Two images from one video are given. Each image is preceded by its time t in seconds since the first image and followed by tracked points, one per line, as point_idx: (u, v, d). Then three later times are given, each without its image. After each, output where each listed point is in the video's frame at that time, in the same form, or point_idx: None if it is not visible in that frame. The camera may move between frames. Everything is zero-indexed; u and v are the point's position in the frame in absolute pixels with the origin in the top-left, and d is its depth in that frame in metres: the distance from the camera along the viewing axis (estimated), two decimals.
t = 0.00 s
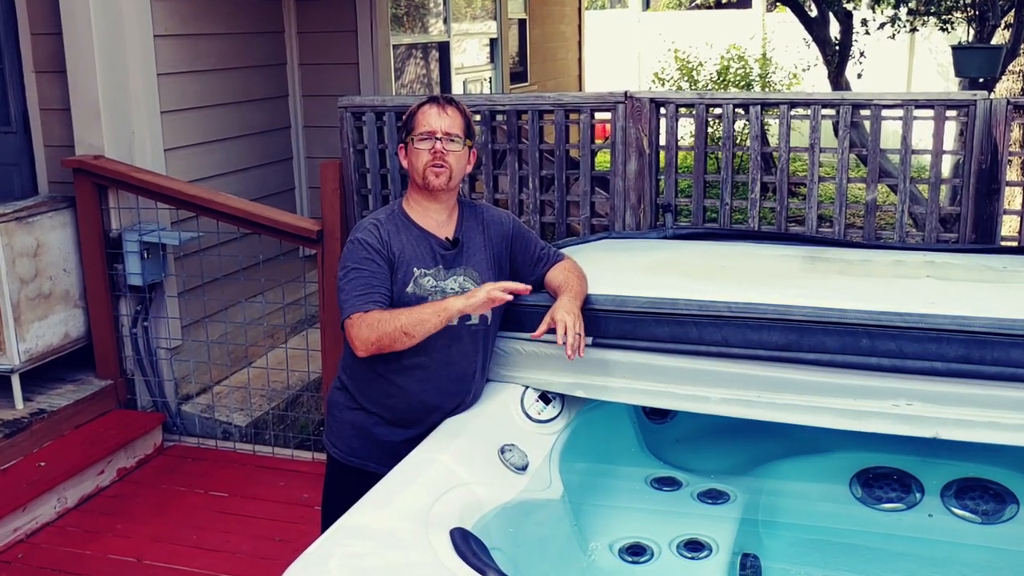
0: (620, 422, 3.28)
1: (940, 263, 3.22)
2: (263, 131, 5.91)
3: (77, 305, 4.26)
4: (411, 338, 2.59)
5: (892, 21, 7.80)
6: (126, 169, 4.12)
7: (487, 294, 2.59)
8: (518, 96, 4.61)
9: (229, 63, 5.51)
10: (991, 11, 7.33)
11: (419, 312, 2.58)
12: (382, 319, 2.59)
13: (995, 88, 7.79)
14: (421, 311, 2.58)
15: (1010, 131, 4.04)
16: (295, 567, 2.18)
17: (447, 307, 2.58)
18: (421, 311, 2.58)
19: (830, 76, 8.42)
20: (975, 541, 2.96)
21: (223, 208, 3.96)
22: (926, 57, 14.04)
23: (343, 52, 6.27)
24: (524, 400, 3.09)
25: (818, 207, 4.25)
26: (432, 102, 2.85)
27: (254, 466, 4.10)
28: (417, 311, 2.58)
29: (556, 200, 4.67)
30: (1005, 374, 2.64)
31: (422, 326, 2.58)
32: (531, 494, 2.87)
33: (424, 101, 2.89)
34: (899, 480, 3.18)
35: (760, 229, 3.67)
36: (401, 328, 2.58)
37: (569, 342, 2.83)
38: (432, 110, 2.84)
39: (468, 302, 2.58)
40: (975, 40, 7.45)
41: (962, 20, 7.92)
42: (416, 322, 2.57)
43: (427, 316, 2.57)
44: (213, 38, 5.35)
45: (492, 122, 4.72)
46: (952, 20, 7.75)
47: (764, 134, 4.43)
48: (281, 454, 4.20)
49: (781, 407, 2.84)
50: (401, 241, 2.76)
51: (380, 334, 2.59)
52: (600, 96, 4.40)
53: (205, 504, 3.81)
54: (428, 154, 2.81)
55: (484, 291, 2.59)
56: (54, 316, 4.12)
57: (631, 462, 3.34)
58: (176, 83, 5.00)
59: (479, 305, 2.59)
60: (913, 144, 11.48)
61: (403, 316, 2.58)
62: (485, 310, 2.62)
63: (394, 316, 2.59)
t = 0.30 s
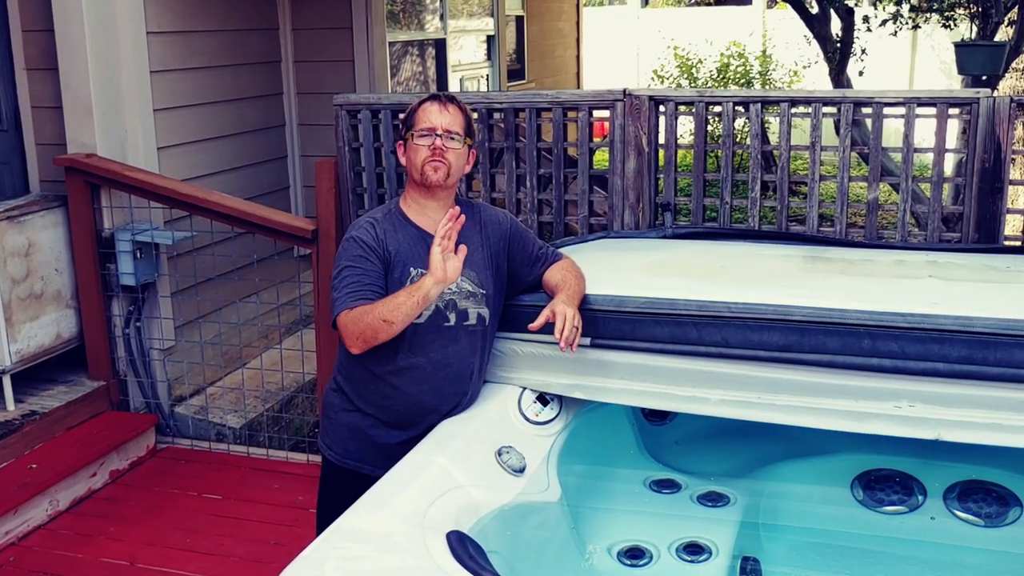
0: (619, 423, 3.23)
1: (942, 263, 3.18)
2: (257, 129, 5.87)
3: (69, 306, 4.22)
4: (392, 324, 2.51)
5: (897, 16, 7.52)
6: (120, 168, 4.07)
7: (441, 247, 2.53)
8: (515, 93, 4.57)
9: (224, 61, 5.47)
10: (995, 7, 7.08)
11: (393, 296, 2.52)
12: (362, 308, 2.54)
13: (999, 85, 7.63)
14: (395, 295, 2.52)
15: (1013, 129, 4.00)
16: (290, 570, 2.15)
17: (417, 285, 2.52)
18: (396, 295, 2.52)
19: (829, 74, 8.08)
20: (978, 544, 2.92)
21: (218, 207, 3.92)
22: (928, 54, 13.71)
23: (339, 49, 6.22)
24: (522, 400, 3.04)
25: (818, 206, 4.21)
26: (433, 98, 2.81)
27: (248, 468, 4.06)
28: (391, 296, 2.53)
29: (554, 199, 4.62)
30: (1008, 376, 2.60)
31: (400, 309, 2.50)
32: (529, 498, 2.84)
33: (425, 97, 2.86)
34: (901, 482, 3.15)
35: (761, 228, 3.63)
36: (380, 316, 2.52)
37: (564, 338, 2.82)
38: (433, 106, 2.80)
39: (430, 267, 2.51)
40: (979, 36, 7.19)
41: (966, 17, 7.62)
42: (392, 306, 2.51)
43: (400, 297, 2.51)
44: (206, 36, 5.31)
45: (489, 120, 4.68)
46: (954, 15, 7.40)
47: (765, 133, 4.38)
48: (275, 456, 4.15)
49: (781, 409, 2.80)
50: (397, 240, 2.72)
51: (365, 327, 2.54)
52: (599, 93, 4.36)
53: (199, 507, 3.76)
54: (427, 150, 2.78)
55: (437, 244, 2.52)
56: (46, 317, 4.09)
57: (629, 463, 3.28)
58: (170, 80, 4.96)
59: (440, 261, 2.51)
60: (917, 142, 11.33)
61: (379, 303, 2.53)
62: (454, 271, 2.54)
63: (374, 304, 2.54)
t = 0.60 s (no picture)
0: (617, 426, 3.21)
1: (945, 263, 3.14)
2: (252, 127, 5.82)
3: (61, 306, 4.18)
4: (381, 349, 2.53)
5: (897, 13, 7.50)
6: (112, 166, 4.03)
7: (429, 294, 2.40)
8: (513, 91, 4.53)
9: (217, 58, 5.43)
10: (998, 4, 7.04)
11: (382, 325, 2.50)
12: (354, 327, 2.54)
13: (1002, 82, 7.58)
14: (384, 324, 2.50)
15: (1016, 127, 3.97)
16: None
17: (405, 318, 2.47)
18: (386, 323, 2.50)
19: (830, 71, 7.99)
20: (981, 547, 2.88)
21: (211, 206, 3.87)
22: (931, 51, 13.74)
23: (335, 47, 6.18)
24: (519, 402, 3.01)
25: (819, 205, 4.17)
26: (430, 96, 2.79)
27: (243, 470, 4.01)
28: (381, 321, 2.51)
29: (551, 198, 4.58)
30: (1011, 377, 2.57)
31: (388, 339, 2.51)
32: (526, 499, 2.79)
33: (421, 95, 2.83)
34: (904, 484, 3.10)
35: (760, 227, 3.59)
36: (370, 339, 2.53)
37: (557, 358, 2.80)
38: (430, 104, 2.78)
39: (417, 310, 2.42)
40: (982, 33, 7.11)
41: (967, 14, 7.63)
42: (381, 335, 2.51)
43: (388, 329, 2.49)
44: (200, 32, 5.27)
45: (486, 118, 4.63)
46: (957, 12, 7.37)
47: (765, 131, 4.34)
48: (270, 458, 4.11)
49: (781, 410, 2.76)
50: (392, 241, 2.69)
51: (356, 346, 2.56)
52: (597, 91, 4.32)
53: (193, 509, 3.72)
54: (423, 148, 2.75)
55: (425, 294, 2.39)
56: (37, 317, 4.05)
57: (627, 466, 3.24)
58: (163, 77, 4.93)
59: (427, 308, 2.41)
60: (918, 140, 11.29)
61: (368, 328, 2.52)
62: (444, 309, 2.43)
63: (364, 325, 2.53)
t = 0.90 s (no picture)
0: (615, 427, 3.16)
1: (947, 262, 3.11)
2: (246, 125, 5.78)
3: (53, 306, 4.14)
4: (379, 323, 2.46)
5: (898, 11, 7.45)
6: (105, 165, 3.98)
7: (413, 233, 2.44)
8: (510, 88, 4.48)
9: (211, 55, 5.38)
10: None
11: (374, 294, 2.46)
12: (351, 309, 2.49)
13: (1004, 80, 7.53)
14: (377, 291, 2.46)
15: (1019, 125, 3.93)
16: None
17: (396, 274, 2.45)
18: (379, 290, 2.46)
19: (831, 68, 7.93)
20: (984, 550, 2.84)
21: (206, 205, 3.83)
22: (933, 49, 13.65)
23: (330, 44, 6.13)
24: (517, 403, 2.97)
25: (820, 204, 4.13)
26: (431, 96, 2.74)
27: (237, 472, 3.97)
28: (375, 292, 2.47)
29: (549, 196, 4.54)
30: (1015, 378, 2.53)
31: (384, 306, 2.44)
32: (525, 501, 2.75)
33: (422, 94, 2.78)
34: (905, 487, 3.05)
35: (761, 227, 3.56)
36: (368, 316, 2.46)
37: (557, 363, 2.78)
38: (431, 104, 2.73)
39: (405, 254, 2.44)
40: (985, 30, 7.05)
41: (970, 11, 7.58)
42: (377, 303, 2.45)
43: (382, 293, 2.45)
44: (193, 30, 5.22)
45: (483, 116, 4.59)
46: (959, 8, 7.32)
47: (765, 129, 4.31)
48: (265, 460, 4.07)
49: (782, 412, 2.73)
50: (390, 239, 2.65)
51: (354, 327, 2.49)
52: (595, 88, 4.28)
53: (187, 512, 3.68)
54: (423, 149, 2.70)
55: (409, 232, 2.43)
56: (28, 318, 4.01)
57: (627, 468, 3.20)
58: (155, 75, 4.88)
59: (413, 247, 2.43)
60: (920, 138, 11.23)
61: (364, 303, 2.47)
62: (431, 253, 2.44)
63: (360, 303, 2.48)
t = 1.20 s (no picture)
0: (614, 428, 3.11)
1: (950, 262, 3.07)
2: (240, 124, 5.73)
3: (45, 306, 4.10)
4: (368, 318, 2.42)
5: (899, 7, 7.41)
6: (98, 163, 3.95)
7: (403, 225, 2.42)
8: (507, 86, 4.44)
9: (205, 52, 5.34)
10: None
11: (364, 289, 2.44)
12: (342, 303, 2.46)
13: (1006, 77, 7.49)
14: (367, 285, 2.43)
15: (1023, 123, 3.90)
16: None
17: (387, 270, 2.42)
18: (370, 284, 2.43)
19: (832, 66, 7.88)
20: (988, 555, 2.80)
21: (200, 204, 3.79)
22: (935, 46, 13.28)
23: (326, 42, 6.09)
24: (514, 404, 2.93)
25: (821, 203, 4.09)
26: (439, 96, 2.70)
27: (231, 474, 3.93)
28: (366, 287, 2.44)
29: (547, 195, 4.50)
30: (1018, 379, 2.50)
31: (375, 300, 2.41)
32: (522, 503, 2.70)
33: (431, 93, 2.75)
34: (908, 489, 3.01)
35: (761, 226, 3.52)
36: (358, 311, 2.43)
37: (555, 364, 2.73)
38: (438, 105, 2.70)
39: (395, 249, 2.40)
40: (987, 28, 7.00)
41: (972, 8, 7.54)
42: (367, 298, 2.42)
43: (372, 288, 2.42)
44: (186, 27, 5.18)
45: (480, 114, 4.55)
46: (962, 6, 7.28)
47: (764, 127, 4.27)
48: (259, 461, 4.03)
49: (782, 413, 2.69)
50: (385, 238, 2.61)
51: (341, 318, 2.46)
52: (593, 86, 4.24)
53: (180, 514, 3.64)
54: (426, 150, 2.68)
55: (398, 224, 2.41)
56: (20, 318, 3.97)
57: (625, 470, 3.15)
58: (148, 72, 4.84)
59: (404, 243, 2.39)
60: (923, 137, 11.18)
61: (354, 298, 2.44)
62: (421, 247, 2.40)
63: (351, 298, 2.45)
